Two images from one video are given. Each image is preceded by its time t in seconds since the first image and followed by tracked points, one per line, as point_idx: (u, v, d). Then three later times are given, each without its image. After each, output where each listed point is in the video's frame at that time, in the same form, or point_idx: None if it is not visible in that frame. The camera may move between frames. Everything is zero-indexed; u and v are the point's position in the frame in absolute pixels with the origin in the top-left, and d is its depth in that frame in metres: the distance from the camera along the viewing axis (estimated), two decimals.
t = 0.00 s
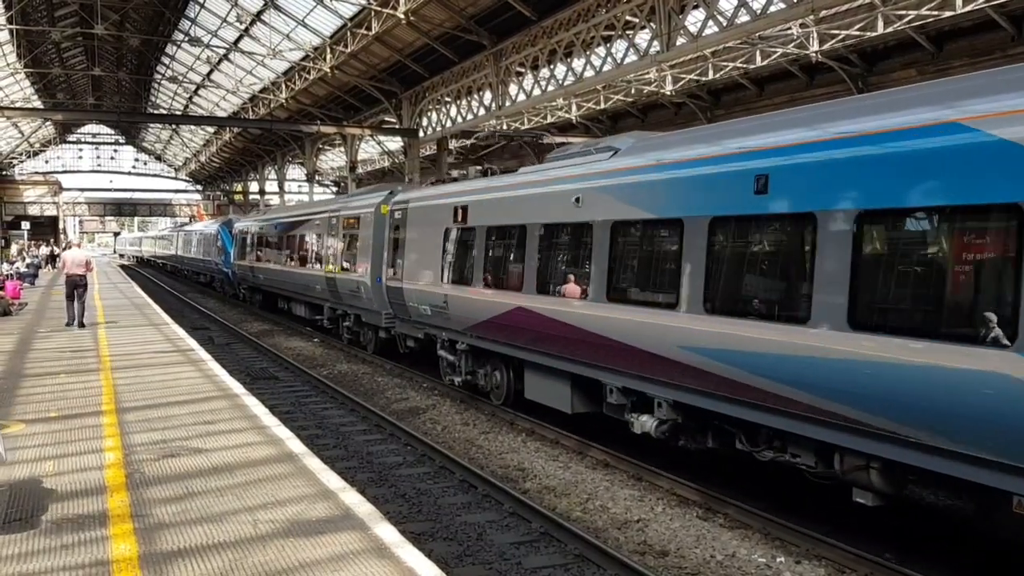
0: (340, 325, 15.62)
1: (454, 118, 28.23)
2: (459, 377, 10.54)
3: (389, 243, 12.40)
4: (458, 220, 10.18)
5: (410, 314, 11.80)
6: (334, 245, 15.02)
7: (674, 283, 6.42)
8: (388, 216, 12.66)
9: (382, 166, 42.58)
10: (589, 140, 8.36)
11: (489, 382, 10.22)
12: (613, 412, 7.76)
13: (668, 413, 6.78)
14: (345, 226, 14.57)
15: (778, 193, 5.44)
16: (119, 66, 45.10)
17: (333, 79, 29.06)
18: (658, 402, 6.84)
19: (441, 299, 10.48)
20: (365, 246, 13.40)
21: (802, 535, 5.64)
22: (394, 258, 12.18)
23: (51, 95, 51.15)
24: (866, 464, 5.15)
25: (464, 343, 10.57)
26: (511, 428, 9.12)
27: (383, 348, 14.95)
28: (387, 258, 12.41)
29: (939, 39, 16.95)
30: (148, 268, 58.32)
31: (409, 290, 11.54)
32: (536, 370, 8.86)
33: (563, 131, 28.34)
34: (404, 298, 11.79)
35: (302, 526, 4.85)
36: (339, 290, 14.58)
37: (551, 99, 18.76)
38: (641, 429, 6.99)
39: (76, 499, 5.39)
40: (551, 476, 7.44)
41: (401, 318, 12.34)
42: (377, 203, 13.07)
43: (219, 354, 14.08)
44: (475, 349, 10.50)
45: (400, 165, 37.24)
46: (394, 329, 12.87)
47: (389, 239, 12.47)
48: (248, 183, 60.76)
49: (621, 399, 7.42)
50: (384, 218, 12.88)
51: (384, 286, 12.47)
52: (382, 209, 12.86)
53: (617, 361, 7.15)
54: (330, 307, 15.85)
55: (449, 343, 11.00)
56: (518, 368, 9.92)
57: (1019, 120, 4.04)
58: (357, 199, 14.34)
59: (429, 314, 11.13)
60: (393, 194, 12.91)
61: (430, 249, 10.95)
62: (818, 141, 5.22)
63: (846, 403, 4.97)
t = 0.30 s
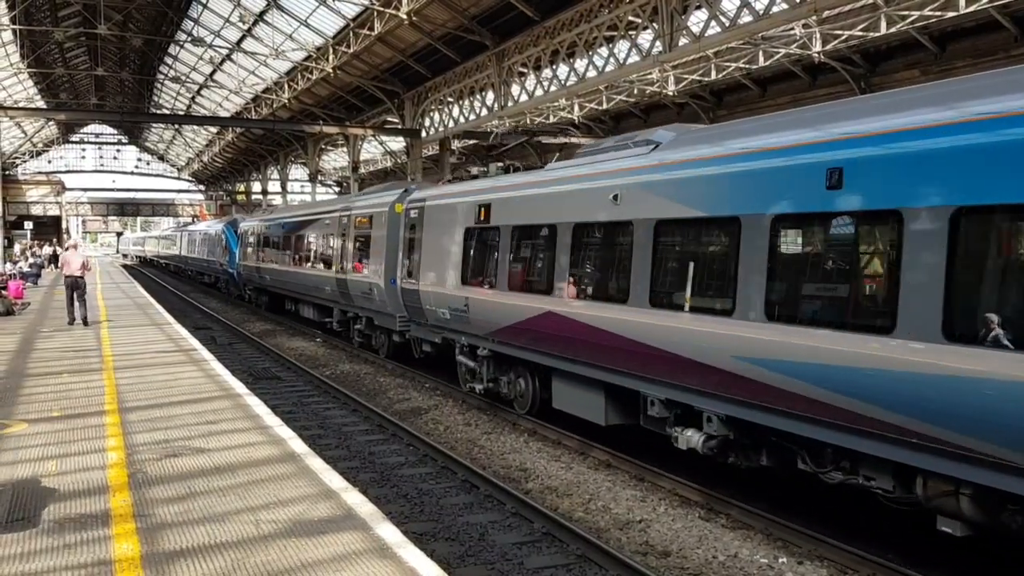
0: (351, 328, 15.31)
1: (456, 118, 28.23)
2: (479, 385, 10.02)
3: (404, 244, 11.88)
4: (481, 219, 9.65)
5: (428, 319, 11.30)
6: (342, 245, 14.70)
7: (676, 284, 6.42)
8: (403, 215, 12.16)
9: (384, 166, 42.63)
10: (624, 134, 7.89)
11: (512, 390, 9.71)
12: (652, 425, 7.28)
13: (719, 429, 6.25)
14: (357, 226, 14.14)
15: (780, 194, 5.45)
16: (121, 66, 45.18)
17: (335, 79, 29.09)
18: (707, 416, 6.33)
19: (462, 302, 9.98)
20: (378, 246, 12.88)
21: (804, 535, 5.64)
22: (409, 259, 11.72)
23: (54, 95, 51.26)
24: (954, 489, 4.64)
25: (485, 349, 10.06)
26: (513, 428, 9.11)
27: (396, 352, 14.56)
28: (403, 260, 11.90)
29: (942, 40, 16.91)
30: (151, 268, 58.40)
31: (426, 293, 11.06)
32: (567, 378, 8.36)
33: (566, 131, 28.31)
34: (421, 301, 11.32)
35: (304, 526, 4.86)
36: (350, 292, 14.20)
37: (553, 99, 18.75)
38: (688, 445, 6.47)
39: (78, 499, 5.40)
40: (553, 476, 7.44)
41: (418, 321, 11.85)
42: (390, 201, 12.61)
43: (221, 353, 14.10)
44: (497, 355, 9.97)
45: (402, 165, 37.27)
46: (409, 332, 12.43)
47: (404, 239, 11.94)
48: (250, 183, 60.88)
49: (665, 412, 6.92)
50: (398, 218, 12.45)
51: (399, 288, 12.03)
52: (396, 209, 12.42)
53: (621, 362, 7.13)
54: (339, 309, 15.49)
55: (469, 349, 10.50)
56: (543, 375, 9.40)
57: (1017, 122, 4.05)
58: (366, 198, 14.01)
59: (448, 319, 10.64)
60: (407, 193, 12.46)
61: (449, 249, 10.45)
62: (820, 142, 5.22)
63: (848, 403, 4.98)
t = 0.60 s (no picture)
0: (359, 330, 14.86)
1: (456, 117, 28.22)
2: (500, 392, 9.59)
3: (418, 243, 11.42)
4: (502, 217, 9.17)
5: (444, 322, 10.86)
6: (349, 244, 14.33)
7: (676, 284, 6.42)
8: (417, 214, 11.67)
9: (384, 165, 42.66)
10: (662, 126, 7.44)
11: (535, 398, 9.26)
12: (689, 438, 6.78)
13: (776, 446, 5.73)
14: (366, 225, 13.68)
15: (780, 195, 5.45)
16: (122, 65, 45.19)
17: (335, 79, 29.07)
18: (762, 431, 5.82)
19: (481, 305, 9.49)
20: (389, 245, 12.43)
21: (803, 535, 5.65)
22: (423, 260, 11.24)
23: (54, 94, 51.24)
24: None
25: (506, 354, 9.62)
26: (513, 427, 9.11)
27: (408, 355, 14.09)
28: (416, 260, 11.45)
29: (943, 40, 16.92)
30: (151, 267, 58.44)
31: (442, 296, 10.57)
32: (595, 387, 7.91)
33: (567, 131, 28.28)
34: (435, 303, 10.85)
35: (304, 526, 4.86)
36: (359, 294, 13.73)
37: (554, 99, 18.75)
38: (738, 462, 5.94)
39: (78, 498, 5.39)
40: (553, 475, 7.44)
41: (433, 325, 11.37)
42: (402, 199, 12.11)
43: (221, 353, 14.12)
44: (519, 361, 9.54)
45: (402, 164, 37.28)
46: (422, 335, 11.98)
47: (417, 238, 11.49)
48: (250, 182, 60.96)
49: (710, 425, 6.38)
50: (411, 216, 11.95)
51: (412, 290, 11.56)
52: (408, 207, 11.92)
53: (623, 363, 7.11)
54: (347, 310, 15.08)
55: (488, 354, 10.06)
56: (569, 382, 8.97)
57: (1015, 124, 4.07)
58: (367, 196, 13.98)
59: (466, 323, 10.15)
60: (421, 190, 11.97)
61: (466, 249, 9.98)
62: (819, 142, 5.23)
63: (848, 404, 5.00)
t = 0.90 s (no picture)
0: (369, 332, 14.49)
1: (457, 117, 28.23)
2: (522, 401, 9.13)
3: (434, 243, 10.92)
4: (526, 215, 8.64)
5: (460, 326, 10.39)
6: (357, 244, 14.00)
7: (676, 284, 6.42)
8: (433, 212, 11.15)
9: (384, 165, 42.72)
10: (702, 118, 7.01)
11: (561, 407, 8.80)
12: (738, 453, 6.31)
13: (843, 465, 5.22)
14: (377, 224, 13.19)
15: (780, 194, 5.45)
16: (122, 65, 45.21)
17: (336, 78, 29.07)
18: (825, 450, 5.33)
19: (503, 309, 8.97)
20: (402, 245, 11.97)
21: (804, 535, 5.65)
22: (439, 261, 10.75)
23: (54, 94, 51.29)
24: None
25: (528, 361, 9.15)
26: (513, 427, 9.11)
27: (421, 359, 13.68)
28: (432, 261, 10.97)
29: (944, 40, 16.92)
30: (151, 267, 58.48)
31: (460, 299, 10.05)
32: (628, 396, 7.44)
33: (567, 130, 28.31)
34: (452, 306, 10.36)
35: (305, 525, 4.86)
36: (370, 295, 13.27)
37: (554, 99, 18.76)
38: (798, 482, 5.47)
39: (78, 497, 5.39)
40: (553, 475, 7.44)
41: (449, 328, 10.87)
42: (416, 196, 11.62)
43: (222, 352, 14.13)
44: (542, 367, 9.08)
45: (402, 164, 37.33)
46: (437, 339, 11.51)
47: (433, 237, 11.00)
48: (250, 182, 61.04)
49: (764, 441, 5.89)
50: (425, 215, 11.49)
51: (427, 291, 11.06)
52: (422, 205, 11.44)
53: (623, 362, 7.11)
54: (356, 312, 14.70)
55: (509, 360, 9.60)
56: (597, 392, 8.50)
57: (1012, 125, 4.08)
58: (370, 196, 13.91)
59: (485, 327, 9.64)
60: (435, 187, 11.47)
61: (486, 250, 9.46)
62: (818, 142, 5.23)
63: (848, 403, 5.02)
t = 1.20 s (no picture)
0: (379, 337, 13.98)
1: (457, 118, 28.23)
2: (546, 411, 8.59)
3: (451, 243, 10.45)
4: (552, 215, 8.16)
5: (480, 331, 9.91)
6: (365, 245, 13.59)
7: (676, 285, 6.41)
8: (449, 213, 10.70)
9: (385, 166, 42.76)
10: (748, 110, 6.60)
11: (588, 418, 8.25)
12: (792, 473, 5.72)
13: (922, 490, 4.69)
14: (387, 224, 12.73)
15: (780, 195, 5.45)
16: (123, 66, 45.24)
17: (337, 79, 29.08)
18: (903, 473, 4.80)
19: (529, 313, 8.47)
20: (413, 246, 11.52)
21: (804, 536, 5.64)
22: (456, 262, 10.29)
23: (55, 95, 51.34)
24: None
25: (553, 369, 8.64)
26: (514, 428, 9.11)
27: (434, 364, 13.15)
28: (449, 263, 10.52)
29: (944, 40, 16.91)
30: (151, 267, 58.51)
31: (481, 302, 9.55)
32: (668, 407, 6.92)
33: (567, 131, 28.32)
34: (471, 310, 9.86)
35: (306, 526, 4.86)
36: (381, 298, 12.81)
37: (554, 100, 18.76)
38: (869, 507, 4.99)
39: (79, 499, 5.39)
40: (553, 476, 7.44)
41: (468, 333, 10.36)
42: (431, 196, 11.18)
43: (222, 353, 14.14)
44: (568, 375, 8.55)
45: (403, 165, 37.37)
46: (451, 344, 11.00)
47: (450, 238, 10.55)
48: (251, 182, 61.08)
49: (827, 462, 5.35)
50: (441, 215, 11.06)
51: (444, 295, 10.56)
52: (438, 204, 11.03)
53: (624, 362, 7.12)
54: (365, 316, 14.24)
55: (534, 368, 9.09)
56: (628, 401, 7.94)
57: (1011, 126, 4.10)
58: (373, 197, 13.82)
59: (508, 333, 9.14)
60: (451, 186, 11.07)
61: (509, 251, 8.98)
62: (818, 143, 5.26)
63: (847, 405, 5.03)
